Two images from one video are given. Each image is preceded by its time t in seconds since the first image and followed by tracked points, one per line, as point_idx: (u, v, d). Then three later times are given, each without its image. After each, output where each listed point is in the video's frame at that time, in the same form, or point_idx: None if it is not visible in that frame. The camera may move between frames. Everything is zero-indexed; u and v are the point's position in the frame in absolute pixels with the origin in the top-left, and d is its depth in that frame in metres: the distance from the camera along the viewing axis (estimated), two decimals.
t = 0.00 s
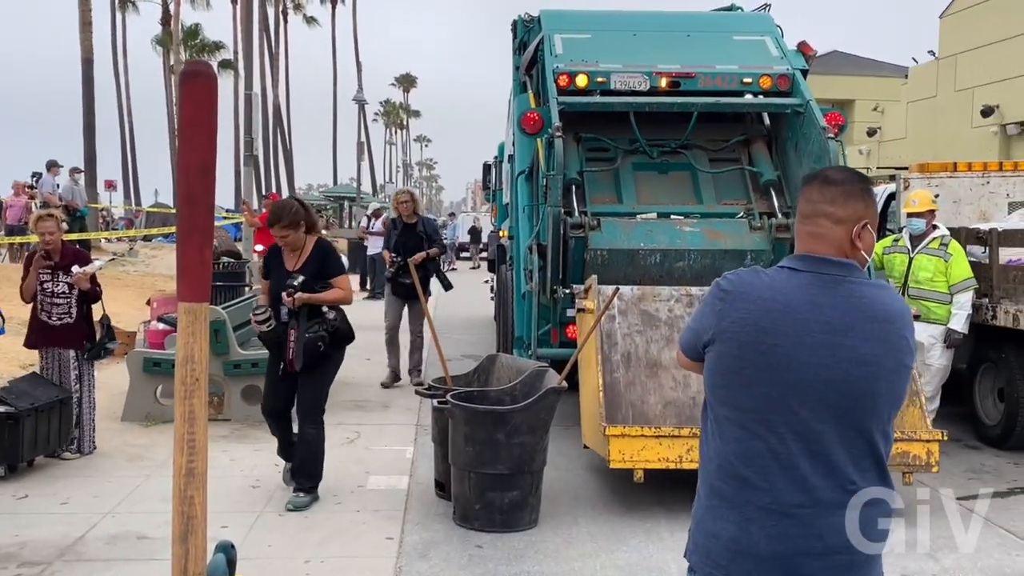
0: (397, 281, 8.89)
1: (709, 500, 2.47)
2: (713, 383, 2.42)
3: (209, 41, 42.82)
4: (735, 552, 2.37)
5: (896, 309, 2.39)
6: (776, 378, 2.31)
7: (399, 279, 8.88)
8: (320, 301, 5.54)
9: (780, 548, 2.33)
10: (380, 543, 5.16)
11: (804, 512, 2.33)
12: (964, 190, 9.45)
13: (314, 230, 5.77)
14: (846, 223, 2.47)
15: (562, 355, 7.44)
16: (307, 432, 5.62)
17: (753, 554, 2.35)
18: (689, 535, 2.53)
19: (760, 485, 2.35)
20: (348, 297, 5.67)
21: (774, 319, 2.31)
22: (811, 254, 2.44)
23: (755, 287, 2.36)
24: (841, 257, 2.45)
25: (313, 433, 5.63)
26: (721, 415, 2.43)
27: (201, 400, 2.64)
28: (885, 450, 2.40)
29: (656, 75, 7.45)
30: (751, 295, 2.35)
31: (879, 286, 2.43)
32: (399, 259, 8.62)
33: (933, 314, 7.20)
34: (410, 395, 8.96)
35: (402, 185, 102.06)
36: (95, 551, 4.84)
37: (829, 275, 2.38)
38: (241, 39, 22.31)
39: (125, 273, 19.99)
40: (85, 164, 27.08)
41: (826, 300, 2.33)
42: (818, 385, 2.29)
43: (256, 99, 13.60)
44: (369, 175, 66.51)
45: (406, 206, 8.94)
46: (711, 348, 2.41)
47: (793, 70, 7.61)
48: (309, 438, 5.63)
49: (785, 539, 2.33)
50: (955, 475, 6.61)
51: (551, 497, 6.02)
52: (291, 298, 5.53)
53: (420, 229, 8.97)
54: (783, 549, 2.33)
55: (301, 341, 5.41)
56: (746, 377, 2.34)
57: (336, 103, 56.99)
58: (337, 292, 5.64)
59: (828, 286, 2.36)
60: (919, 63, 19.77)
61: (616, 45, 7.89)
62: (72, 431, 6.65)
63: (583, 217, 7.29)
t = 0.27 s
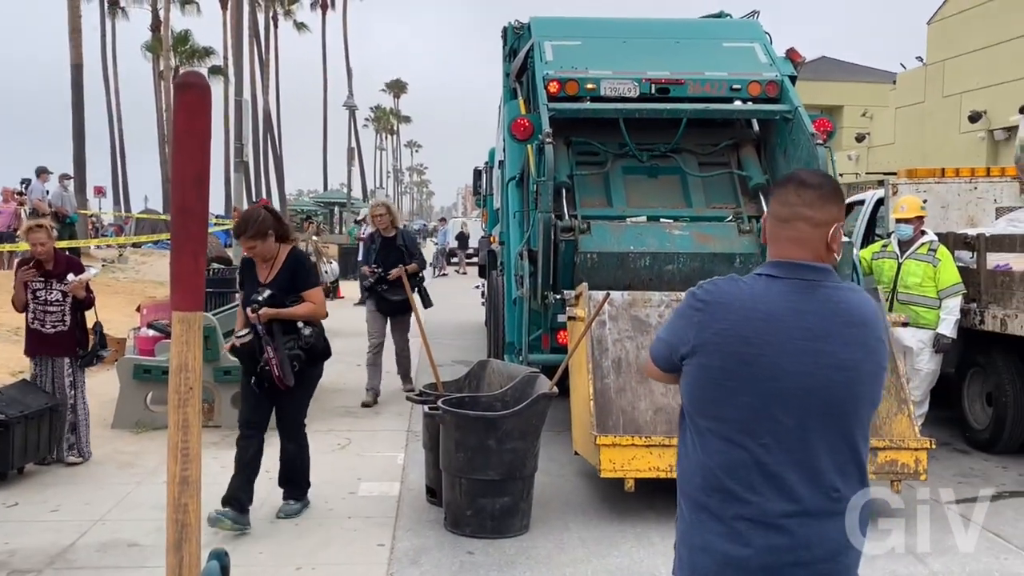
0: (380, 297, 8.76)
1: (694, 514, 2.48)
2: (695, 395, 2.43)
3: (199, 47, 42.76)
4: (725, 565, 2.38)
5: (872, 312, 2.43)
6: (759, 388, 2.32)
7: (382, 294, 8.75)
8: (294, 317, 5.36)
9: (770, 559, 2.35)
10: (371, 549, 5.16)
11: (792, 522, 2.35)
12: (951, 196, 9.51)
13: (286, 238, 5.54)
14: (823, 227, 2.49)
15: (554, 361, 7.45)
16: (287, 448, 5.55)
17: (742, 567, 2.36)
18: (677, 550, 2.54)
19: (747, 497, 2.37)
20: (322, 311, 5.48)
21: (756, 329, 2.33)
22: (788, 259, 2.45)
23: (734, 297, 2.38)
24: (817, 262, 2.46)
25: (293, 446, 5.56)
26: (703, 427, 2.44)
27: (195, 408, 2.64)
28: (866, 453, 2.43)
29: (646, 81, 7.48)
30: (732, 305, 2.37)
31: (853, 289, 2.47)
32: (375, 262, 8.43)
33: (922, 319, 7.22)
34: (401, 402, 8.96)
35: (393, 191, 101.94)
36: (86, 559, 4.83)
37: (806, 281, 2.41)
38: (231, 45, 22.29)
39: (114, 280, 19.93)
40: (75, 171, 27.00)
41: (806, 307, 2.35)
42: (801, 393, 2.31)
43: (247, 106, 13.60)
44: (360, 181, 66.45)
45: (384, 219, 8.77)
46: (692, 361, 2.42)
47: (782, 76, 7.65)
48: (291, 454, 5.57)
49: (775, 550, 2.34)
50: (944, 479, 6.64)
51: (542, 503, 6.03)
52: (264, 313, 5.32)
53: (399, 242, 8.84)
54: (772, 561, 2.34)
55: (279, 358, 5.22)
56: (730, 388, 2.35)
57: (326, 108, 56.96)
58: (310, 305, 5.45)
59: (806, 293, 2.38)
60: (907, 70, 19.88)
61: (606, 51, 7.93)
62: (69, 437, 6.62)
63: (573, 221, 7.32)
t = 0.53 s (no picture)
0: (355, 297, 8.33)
1: (681, 527, 2.46)
2: (682, 407, 2.40)
3: (191, 54, 42.73)
4: None
5: (851, 317, 2.46)
6: (751, 398, 2.31)
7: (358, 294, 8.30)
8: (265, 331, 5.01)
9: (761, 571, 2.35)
10: (364, 557, 5.15)
11: (782, 533, 2.36)
12: (943, 202, 9.54)
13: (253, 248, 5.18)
14: (806, 230, 2.52)
15: (547, 368, 7.45)
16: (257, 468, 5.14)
17: None
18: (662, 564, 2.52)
19: (737, 510, 2.37)
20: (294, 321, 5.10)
21: (747, 339, 2.32)
22: (772, 266, 2.45)
23: (722, 306, 2.35)
24: (801, 268, 2.48)
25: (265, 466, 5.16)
26: (690, 439, 2.42)
27: (188, 416, 2.66)
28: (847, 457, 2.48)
29: (638, 88, 7.49)
30: (721, 315, 2.34)
31: (832, 293, 2.50)
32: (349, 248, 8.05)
33: (914, 325, 7.25)
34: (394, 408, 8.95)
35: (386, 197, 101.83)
36: (78, 567, 4.81)
37: (791, 287, 2.41)
38: (224, 52, 22.28)
39: (107, 287, 19.88)
40: (67, 178, 26.95)
41: (794, 314, 2.36)
42: (791, 401, 2.32)
43: (239, 112, 13.59)
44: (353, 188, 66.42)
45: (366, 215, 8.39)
46: (680, 372, 2.38)
47: (773, 83, 7.68)
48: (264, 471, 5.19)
49: (765, 563, 2.35)
50: (937, 484, 6.66)
51: (536, 510, 6.03)
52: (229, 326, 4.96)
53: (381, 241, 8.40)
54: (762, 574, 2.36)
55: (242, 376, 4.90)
56: (720, 399, 2.33)
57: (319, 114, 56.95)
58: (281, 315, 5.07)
59: (793, 299, 2.39)
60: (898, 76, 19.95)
61: (598, 58, 7.93)
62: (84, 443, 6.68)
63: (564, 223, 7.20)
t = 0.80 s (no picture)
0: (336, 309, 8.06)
1: (672, 537, 2.46)
2: (670, 415, 2.41)
3: (185, 58, 42.72)
4: None
5: (839, 319, 2.47)
6: (739, 404, 2.32)
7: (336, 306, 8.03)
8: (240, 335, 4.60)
9: None
10: (359, 560, 5.14)
11: (774, 540, 2.37)
12: (935, 205, 9.58)
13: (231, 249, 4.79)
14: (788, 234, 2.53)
15: (541, 371, 7.47)
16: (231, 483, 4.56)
17: None
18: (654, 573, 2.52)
19: (727, 518, 2.37)
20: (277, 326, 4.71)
21: (735, 344, 2.33)
22: (757, 270, 2.46)
23: (709, 312, 2.36)
24: (786, 270, 2.49)
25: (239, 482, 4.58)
26: (679, 447, 2.42)
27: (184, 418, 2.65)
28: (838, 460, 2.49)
29: (632, 92, 7.51)
30: (708, 321, 2.35)
31: (818, 294, 2.51)
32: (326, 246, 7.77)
33: (906, 327, 7.27)
34: (389, 412, 8.95)
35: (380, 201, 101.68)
36: (72, 571, 4.80)
37: (778, 290, 2.42)
38: (217, 55, 22.28)
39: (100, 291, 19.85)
40: (60, 182, 26.92)
41: (780, 318, 2.37)
42: (781, 406, 2.33)
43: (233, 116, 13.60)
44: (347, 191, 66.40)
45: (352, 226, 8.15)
46: (668, 380, 2.39)
47: (766, 86, 7.71)
48: (235, 492, 4.56)
49: (757, 570, 2.36)
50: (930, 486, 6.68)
51: (530, 512, 6.03)
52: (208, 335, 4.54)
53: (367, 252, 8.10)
54: None
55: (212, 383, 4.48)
56: (709, 406, 2.34)
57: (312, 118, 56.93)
58: (264, 321, 4.68)
59: (779, 303, 2.40)
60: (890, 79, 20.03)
61: (592, 62, 7.95)
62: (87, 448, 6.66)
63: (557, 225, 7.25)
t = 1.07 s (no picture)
0: (335, 307, 7.71)
1: (665, 536, 2.46)
2: (662, 415, 2.41)
3: (179, 56, 42.64)
4: None
5: (831, 318, 2.48)
6: (732, 405, 2.33)
7: (338, 305, 7.69)
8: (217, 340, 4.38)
9: None
10: (354, 558, 5.14)
11: (767, 539, 2.36)
12: (929, 204, 9.60)
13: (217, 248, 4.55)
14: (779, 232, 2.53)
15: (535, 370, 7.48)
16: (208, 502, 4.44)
17: None
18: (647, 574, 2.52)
19: (719, 517, 2.38)
20: (258, 333, 4.48)
21: (727, 344, 2.33)
22: (749, 270, 2.47)
23: (700, 312, 2.37)
24: (777, 269, 2.50)
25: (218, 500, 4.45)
26: (671, 446, 2.43)
27: (180, 414, 2.60)
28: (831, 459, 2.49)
29: (626, 90, 7.51)
30: (699, 321, 2.36)
31: (810, 293, 2.52)
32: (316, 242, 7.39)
33: (901, 325, 7.27)
34: (383, 410, 8.95)
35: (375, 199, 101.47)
36: (65, 570, 4.79)
37: (769, 290, 2.43)
38: (212, 53, 22.24)
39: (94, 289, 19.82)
40: (54, 180, 26.87)
41: (772, 318, 2.38)
42: (773, 406, 2.34)
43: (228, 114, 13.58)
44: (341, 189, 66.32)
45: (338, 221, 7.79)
46: (660, 381, 2.39)
47: (761, 85, 7.71)
48: (213, 512, 4.44)
49: (750, 569, 2.35)
50: (924, 484, 6.69)
51: (524, 510, 6.04)
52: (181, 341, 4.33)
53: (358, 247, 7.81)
54: None
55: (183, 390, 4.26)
56: (701, 406, 2.34)
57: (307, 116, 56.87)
58: (243, 328, 4.44)
59: (771, 302, 2.40)
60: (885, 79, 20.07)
61: (586, 60, 7.95)
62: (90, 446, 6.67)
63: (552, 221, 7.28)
